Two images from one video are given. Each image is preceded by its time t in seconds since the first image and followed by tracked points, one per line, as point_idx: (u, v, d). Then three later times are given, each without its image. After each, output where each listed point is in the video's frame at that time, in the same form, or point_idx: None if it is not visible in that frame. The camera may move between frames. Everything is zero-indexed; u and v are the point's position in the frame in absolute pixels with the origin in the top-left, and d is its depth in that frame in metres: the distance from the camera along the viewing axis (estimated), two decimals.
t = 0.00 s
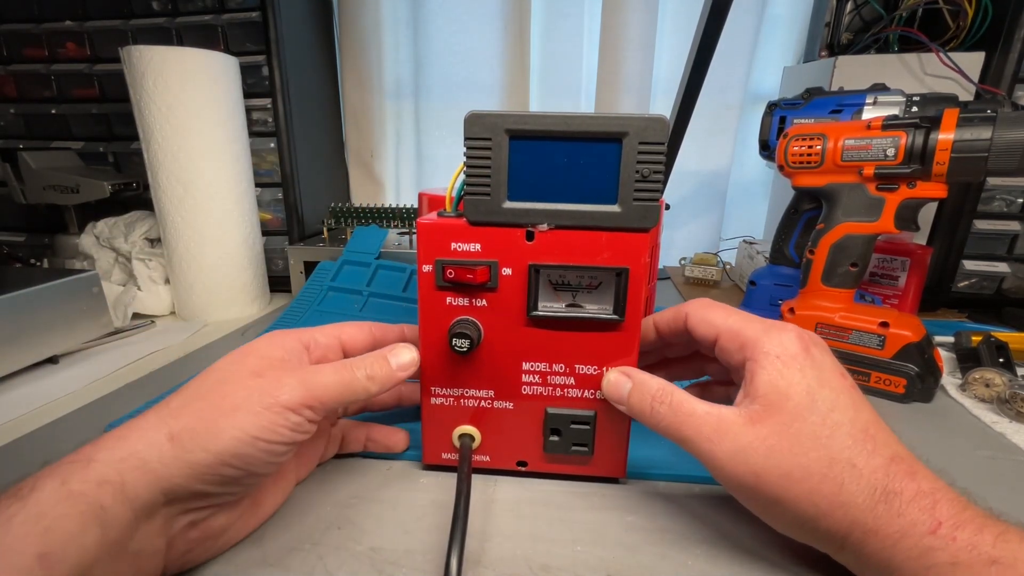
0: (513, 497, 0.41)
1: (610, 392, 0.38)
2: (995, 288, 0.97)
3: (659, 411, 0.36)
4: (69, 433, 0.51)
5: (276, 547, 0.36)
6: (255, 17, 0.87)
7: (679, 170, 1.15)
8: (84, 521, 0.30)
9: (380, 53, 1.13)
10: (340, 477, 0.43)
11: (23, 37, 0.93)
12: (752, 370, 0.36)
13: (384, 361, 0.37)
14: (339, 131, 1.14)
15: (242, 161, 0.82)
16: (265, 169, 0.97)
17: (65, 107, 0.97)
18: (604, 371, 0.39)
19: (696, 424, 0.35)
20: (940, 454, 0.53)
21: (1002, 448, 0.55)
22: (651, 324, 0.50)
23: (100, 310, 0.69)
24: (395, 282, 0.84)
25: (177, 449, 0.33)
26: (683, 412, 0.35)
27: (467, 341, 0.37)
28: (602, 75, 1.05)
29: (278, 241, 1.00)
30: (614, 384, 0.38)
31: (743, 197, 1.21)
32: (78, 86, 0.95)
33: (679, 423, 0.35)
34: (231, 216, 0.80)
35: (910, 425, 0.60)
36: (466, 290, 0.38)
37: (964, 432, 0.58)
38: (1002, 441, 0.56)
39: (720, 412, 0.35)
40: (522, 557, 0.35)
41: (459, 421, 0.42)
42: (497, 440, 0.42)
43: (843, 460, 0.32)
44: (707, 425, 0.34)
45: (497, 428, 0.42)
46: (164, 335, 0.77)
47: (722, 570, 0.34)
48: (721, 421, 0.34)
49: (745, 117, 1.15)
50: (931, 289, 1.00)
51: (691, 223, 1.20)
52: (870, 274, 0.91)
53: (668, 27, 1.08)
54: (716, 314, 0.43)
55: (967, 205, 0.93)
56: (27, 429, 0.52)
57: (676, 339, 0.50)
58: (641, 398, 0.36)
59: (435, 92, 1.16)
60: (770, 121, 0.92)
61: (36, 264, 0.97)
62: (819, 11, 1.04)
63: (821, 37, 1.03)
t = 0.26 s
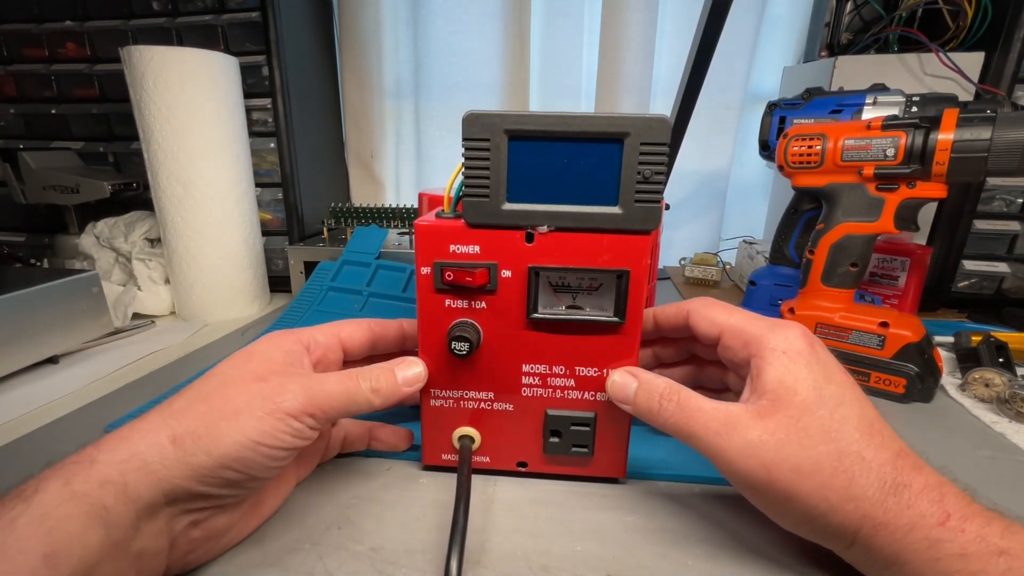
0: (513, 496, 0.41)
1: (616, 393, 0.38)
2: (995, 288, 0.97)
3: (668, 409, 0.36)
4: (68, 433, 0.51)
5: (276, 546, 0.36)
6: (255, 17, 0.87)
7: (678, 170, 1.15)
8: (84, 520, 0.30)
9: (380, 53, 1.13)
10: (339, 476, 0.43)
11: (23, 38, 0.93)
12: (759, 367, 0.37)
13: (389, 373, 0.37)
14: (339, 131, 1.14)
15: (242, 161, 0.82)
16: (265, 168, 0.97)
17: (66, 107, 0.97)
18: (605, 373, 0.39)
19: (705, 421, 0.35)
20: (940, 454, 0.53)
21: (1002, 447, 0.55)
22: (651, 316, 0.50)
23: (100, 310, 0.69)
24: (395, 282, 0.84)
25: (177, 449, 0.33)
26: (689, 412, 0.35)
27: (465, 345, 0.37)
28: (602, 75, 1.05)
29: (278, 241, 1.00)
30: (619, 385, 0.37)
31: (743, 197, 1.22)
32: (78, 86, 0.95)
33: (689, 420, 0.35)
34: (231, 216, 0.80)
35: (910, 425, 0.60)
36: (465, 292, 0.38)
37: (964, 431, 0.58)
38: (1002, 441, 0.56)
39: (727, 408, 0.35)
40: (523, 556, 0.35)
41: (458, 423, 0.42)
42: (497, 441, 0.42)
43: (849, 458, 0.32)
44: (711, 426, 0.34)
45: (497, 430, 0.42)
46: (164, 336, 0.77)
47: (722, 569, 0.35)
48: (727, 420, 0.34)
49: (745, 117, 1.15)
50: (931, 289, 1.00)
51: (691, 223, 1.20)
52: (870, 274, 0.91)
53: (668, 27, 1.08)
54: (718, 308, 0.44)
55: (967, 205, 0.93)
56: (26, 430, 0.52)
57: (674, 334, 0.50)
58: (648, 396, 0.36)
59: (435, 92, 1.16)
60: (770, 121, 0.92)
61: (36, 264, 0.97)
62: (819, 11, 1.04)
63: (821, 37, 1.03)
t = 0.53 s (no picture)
0: (513, 497, 0.41)
1: (627, 371, 0.38)
2: (995, 288, 0.97)
3: (677, 395, 0.36)
4: (69, 432, 0.51)
5: (277, 546, 0.36)
6: (255, 17, 0.87)
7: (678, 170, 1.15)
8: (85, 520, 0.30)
9: (380, 53, 1.13)
10: (339, 476, 0.43)
11: (23, 38, 0.93)
12: (772, 365, 0.37)
13: (389, 375, 0.37)
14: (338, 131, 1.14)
15: (242, 161, 0.82)
16: (265, 168, 0.97)
17: (66, 107, 0.97)
18: (608, 373, 0.40)
19: (711, 408, 0.35)
20: (940, 454, 0.53)
21: (1002, 447, 0.55)
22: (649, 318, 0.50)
23: (100, 310, 0.69)
24: (395, 282, 0.84)
25: (178, 449, 0.33)
26: (696, 399, 0.35)
27: (466, 345, 0.37)
28: (602, 75, 1.05)
29: (278, 241, 1.00)
30: (632, 364, 0.37)
31: (743, 197, 1.22)
32: (78, 86, 0.95)
33: (697, 407, 0.35)
34: (231, 216, 0.80)
35: (910, 425, 0.60)
36: (467, 292, 0.38)
37: (963, 431, 0.58)
38: (1002, 441, 0.56)
39: (734, 398, 0.35)
40: (523, 556, 0.35)
41: (459, 426, 0.42)
42: (499, 444, 0.42)
43: (849, 459, 0.32)
44: (715, 420, 0.34)
45: (499, 432, 0.42)
46: (164, 335, 0.77)
47: (721, 569, 0.35)
48: (733, 413, 0.34)
49: (745, 117, 1.15)
50: (931, 289, 1.00)
51: (691, 223, 1.20)
52: (870, 274, 0.91)
53: (668, 27, 1.08)
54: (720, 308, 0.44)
55: (967, 205, 0.93)
56: (27, 429, 0.52)
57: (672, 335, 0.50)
58: (660, 379, 0.36)
59: (435, 92, 1.16)
60: (770, 121, 0.92)
61: (36, 264, 0.97)
62: (819, 11, 1.04)
63: (821, 37, 1.03)
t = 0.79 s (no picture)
0: (513, 498, 0.41)
1: (638, 372, 0.38)
2: (995, 288, 0.97)
3: (681, 394, 0.36)
4: (68, 433, 0.51)
5: (276, 547, 0.36)
6: (255, 17, 0.87)
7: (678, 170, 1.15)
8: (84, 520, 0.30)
9: (380, 53, 1.13)
10: (339, 477, 0.43)
11: (23, 38, 0.93)
12: (774, 366, 0.37)
13: (392, 381, 0.36)
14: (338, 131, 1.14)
15: (242, 161, 0.82)
16: (265, 168, 0.97)
17: (66, 107, 0.97)
18: (616, 371, 0.40)
19: (716, 406, 0.35)
20: (940, 455, 0.53)
21: (1002, 447, 0.55)
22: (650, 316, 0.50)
23: (100, 310, 0.69)
24: (395, 282, 0.84)
25: (179, 451, 0.33)
26: (701, 399, 0.35)
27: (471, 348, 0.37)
28: (602, 75, 1.05)
29: (278, 241, 1.00)
30: (640, 361, 0.38)
31: (743, 197, 1.21)
32: (78, 86, 0.95)
33: (700, 407, 0.35)
34: (231, 216, 0.80)
35: (910, 425, 0.60)
36: (473, 294, 0.37)
37: (964, 432, 0.58)
38: (1002, 441, 0.56)
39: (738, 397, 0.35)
40: (523, 557, 0.35)
41: (463, 432, 0.41)
42: (507, 448, 0.42)
43: (849, 460, 0.32)
44: (720, 419, 0.34)
45: (506, 436, 0.41)
46: (164, 336, 0.77)
47: (721, 570, 0.34)
48: (738, 412, 0.34)
49: (745, 117, 1.15)
50: (931, 289, 1.00)
51: (691, 223, 1.20)
52: (870, 274, 0.91)
53: (668, 27, 1.08)
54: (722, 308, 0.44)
55: (967, 205, 0.93)
56: (26, 430, 0.52)
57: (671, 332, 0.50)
58: (665, 377, 0.36)
59: (435, 92, 1.16)
60: (770, 121, 0.92)
61: (36, 264, 0.97)
62: (819, 11, 1.04)
63: (821, 37, 1.03)
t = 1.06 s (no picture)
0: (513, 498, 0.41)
1: (642, 372, 0.38)
2: (995, 288, 0.97)
3: (686, 392, 0.36)
4: (68, 433, 0.51)
5: (276, 547, 0.36)
6: (255, 17, 0.87)
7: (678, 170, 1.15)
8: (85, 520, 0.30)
9: (381, 53, 1.13)
10: (338, 477, 0.43)
11: (23, 38, 0.93)
12: (774, 367, 0.37)
13: (397, 386, 0.35)
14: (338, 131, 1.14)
15: (242, 161, 0.82)
16: (265, 168, 0.97)
17: (66, 107, 0.97)
18: (624, 372, 0.40)
19: (719, 405, 0.35)
20: (940, 455, 0.53)
21: (1002, 447, 0.55)
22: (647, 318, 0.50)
23: (100, 310, 0.69)
24: (395, 282, 0.84)
25: (177, 457, 0.33)
26: (704, 399, 0.35)
27: (482, 350, 0.36)
28: (602, 75, 1.05)
29: (277, 241, 1.00)
30: (644, 361, 0.38)
31: (743, 197, 1.21)
32: (78, 86, 0.95)
33: (704, 406, 0.35)
34: (231, 216, 0.80)
35: (910, 425, 0.60)
36: (482, 295, 0.37)
37: (964, 432, 0.58)
38: (1002, 442, 0.56)
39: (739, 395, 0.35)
40: (522, 557, 0.35)
41: (468, 439, 0.40)
42: (513, 453, 0.41)
43: (849, 461, 0.32)
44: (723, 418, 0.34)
45: (513, 441, 0.41)
46: (163, 336, 0.77)
47: (720, 569, 0.35)
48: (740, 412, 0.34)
49: (745, 117, 1.15)
50: (931, 289, 1.00)
51: (691, 223, 1.20)
52: (870, 274, 0.91)
53: (668, 27, 1.08)
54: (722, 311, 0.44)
55: (967, 205, 0.93)
56: (26, 430, 0.52)
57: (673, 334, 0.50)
58: (671, 376, 0.36)
59: (436, 92, 1.16)
60: (770, 121, 0.92)
61: (36, 264, 0.97)
62: (819, 11, 1.04)
63: (821, 37, 1.03)
